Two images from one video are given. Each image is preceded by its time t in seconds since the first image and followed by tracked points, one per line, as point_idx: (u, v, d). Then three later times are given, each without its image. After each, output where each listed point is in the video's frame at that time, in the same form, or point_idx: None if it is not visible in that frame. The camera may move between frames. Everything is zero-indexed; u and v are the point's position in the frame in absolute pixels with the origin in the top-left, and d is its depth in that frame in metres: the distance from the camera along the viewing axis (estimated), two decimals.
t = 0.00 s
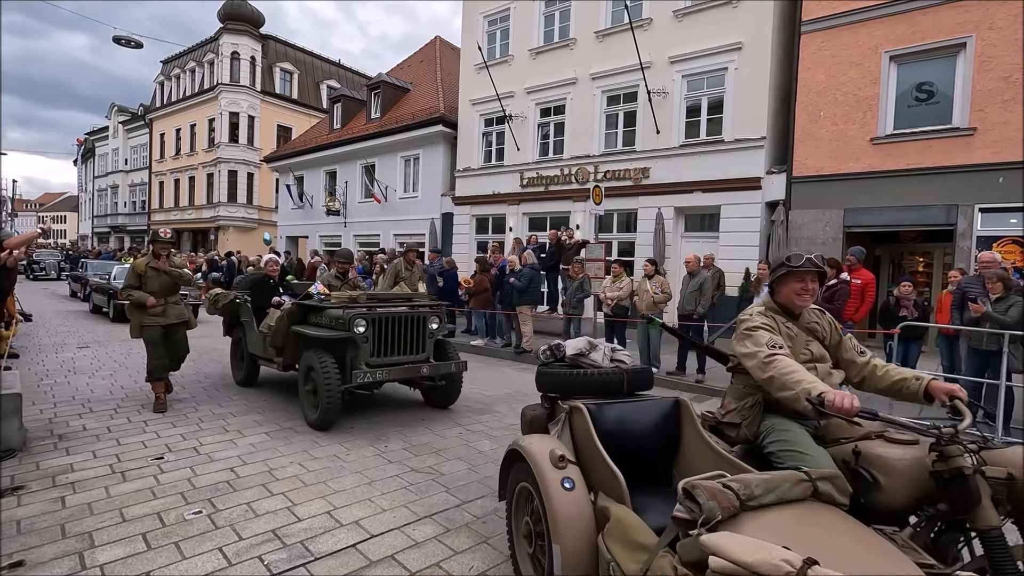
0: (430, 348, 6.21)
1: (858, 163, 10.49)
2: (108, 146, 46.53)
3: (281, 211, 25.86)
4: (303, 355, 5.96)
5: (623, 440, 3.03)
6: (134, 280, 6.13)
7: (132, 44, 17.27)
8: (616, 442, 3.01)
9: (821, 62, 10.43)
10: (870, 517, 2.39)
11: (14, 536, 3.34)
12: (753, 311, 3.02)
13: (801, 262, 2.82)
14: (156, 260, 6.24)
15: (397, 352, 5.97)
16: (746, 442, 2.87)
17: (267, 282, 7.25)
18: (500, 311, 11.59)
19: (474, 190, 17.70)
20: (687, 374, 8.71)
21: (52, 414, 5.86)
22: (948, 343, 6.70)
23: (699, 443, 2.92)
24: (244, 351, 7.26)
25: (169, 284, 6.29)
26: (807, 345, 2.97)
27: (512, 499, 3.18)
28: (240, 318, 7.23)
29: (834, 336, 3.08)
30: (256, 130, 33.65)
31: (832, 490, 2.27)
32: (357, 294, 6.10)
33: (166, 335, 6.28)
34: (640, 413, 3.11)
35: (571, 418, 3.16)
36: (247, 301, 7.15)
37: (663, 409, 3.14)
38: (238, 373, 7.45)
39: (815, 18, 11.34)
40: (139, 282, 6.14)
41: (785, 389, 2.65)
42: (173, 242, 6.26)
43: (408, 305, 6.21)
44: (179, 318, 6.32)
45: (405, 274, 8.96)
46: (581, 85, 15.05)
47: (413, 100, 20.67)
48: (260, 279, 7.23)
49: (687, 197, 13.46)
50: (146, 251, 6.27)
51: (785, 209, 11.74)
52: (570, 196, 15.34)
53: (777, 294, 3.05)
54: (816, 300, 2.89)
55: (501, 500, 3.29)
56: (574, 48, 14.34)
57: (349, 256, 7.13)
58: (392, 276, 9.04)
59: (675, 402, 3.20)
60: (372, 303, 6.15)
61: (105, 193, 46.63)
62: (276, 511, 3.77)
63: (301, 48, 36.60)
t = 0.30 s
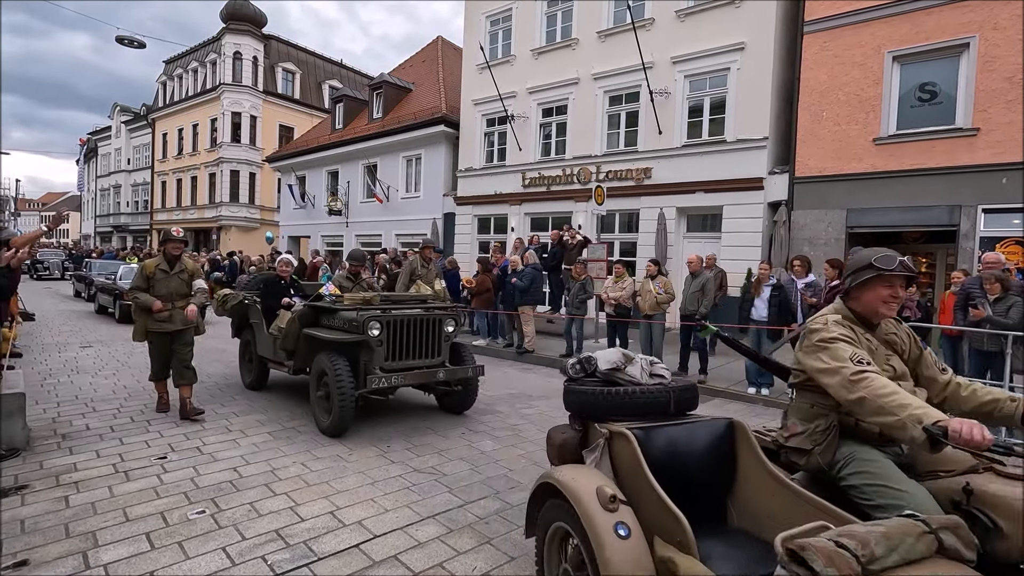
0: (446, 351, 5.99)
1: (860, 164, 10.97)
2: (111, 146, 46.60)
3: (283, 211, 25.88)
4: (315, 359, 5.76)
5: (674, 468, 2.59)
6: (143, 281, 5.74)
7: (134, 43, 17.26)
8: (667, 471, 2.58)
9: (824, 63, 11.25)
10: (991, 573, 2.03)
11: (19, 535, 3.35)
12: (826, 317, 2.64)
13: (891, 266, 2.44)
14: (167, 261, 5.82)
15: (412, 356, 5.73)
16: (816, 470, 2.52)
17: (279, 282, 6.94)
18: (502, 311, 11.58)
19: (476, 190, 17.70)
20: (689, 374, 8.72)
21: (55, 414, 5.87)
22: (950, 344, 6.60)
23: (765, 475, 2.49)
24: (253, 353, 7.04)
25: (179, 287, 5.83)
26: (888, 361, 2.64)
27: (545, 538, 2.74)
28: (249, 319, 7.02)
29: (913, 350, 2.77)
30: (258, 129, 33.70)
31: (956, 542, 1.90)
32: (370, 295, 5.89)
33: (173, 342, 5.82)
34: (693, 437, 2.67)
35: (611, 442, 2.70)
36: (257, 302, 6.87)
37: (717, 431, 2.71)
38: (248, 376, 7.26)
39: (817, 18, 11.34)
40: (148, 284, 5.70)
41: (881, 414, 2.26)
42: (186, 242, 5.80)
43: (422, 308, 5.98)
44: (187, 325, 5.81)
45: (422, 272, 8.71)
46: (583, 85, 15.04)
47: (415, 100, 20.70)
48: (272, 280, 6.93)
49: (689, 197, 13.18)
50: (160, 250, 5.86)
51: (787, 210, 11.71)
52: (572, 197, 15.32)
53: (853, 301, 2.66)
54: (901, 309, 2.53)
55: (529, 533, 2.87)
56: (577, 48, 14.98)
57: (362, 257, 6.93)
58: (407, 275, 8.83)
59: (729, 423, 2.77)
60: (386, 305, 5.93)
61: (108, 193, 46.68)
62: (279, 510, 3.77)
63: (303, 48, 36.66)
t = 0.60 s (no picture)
0: (462, 355, 5.73)
1: (863, 163, 10.89)
2: (112, 145, 46.61)
3: (284, 211, 25.89)
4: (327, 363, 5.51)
5: (745, 507, 2.22)
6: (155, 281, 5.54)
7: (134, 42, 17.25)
8: (737, 511, 2.21)
9: (827, 63, 11.29)
10: None
11: (21, 535, 3.36)
12: (928, 324, 2.25)
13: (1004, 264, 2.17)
14: (180, 261, 5.60)
15: (428, 360, 5.47)
16: (917, 509, 2.15)
17: (287, 282, 6.74)
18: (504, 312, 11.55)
19: (477, 190, 17.69)
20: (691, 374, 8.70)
21: (57, 413, 5.86)
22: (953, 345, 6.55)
23: (849, 512, 2.13)
24: (262, 355, 6.85)
25: (191, 289, 5.60)
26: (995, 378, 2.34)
27: None
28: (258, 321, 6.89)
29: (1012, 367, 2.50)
30: (259, 129, 33.67)
31: None
32: (384, 296, 5.63)
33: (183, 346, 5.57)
34: (764, 468, 2.28)
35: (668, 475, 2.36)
36: (266, 304, 6.74)
37: (791, 459, 2.32)
38: (256, 380, 7.07)
39: (820, 18, 11.34)
40: (159, 285, 5.49)
41: (1021, 447, 1.87)
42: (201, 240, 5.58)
43: (437, 309, 5.72)
44: (198, 329, 5.55)
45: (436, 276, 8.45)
46: (584, 85, 15.01)
47: (416, 100, 20.72)
48: (281, 281, 6.74)
49: (691, 197, 13.16)
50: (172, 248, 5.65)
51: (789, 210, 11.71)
52: (573, 197, 15.29)
53: (952, 310, 2.38)
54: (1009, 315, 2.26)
55: None
56: (579, 47, 15.11)
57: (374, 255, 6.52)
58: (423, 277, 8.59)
59: (800, 449, 2.38)
60: (400, 306, 5.65)
61: (110, 193, 46.72)
62: (281, 510, 3.77)
63: (304, 48, 36.70)
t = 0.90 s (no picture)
0: (479, 359, 5.43)
1: (865, 163, 10.89)
2: (113, 146, 46.65)
3: (285, 211, 25.90)
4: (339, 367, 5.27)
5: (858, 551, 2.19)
6: (160, 284, 5.13)
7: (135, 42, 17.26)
8: (849, 555, 2.19)
9: (828, 62, 11.30)
10: None
11: (22, 534, 3.36)
12: None
13: None
14: (187, 261, 5.19)
15: (443, 364, 5.19)
16: None
17: (296, 283, 6.42)
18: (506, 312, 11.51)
19: (478, 190, 17.68)
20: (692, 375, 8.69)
21: (59, 413, 5.87)
22: (953, 345, 6.55)
23: (969, 561, 2.17)
24: (269, 359, 6.61)
25: (200, 291, 5.21)
26: None
27: None
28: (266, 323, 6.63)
29: None
30: (260, 129, 33.70)
31: None
32: (398, 298, 5.36)
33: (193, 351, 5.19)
34: (873, 510, 2.27)
35: (757, 525, 2.26)
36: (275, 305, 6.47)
37: (899, 501, 2.32)
38: (264, 384, 6.83)
39: (820, 18, 11.34)
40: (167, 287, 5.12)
41: None
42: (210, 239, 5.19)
43: (453, 311, 5.43)
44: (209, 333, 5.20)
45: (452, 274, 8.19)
46: (586, 85, 15.01)
47: (417, 100, 20.72)
48: (290, 282, 6.40)
49: (692, 198, 13.15)
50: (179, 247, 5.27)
51: (790, 210, 11.71)
52: (575, 197, 15.27)
53: None
54: None
55: None
56: (580, 47, 15.11)
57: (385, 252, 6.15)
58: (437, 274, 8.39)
59: (906, 490, 2.39)
60: (414, 308, 5.40)
61: (111, 193, 46.69)
62: (282, 510, 3.77)
63: (305, 48, 36.72)
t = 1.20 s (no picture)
0: (496, 364, 5.17)
1: (865, 164, 10.89)
2: (114, 146, 46.64)
3: (286, 211, 25.92)
4: (351, 373, 5.02)
5: None
6: (160, 287, 4.83)
7: (134, 42, 17.27)
8: None
9: (828, 63, 11.30)
10: None
11: (23, 533, 3.37)
12: None
13: None
14: (189, 263, 4.89)
15: (460, 370, 4.94)
16: None
17: (305, 285, 6.25)
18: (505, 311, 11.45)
19: (478, 190, 17.69)
20: (692, 375, 8.71)
21: (59, 412, 5.88)
22: (953, 346, 6.57)
23: None
24: (278, 363, 6.40)
25: (202, 294, 4.91)
26: None
27: None
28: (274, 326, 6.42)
29: None
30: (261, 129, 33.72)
31: None
32: (412, 300, 5.11)
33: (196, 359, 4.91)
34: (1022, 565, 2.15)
35: None
36: (283, 307, 6.27)
37: None
38: (272, 389, 6.63)
39: (820, 19, 11.35)
40: (166, 290, 4.79)
41: None
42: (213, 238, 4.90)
43: (470, 314, 5.18)
44: (214, 338, 4.92)
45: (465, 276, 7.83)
46: (586, 85, 15.01)
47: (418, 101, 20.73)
48: (299, 284, 6.24)
49: (692, 198, 13.15)
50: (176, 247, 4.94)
51: (790, 210, 11.72)
52: (575, 197, 15.28)
53: None
54: None
55: None
56: (580, 48, 15.12)
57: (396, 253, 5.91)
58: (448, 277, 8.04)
59: None
60: (429, 311, 5.16)
61: (111, 193, 46.71)
62: (282, 509, 3.77)
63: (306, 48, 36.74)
